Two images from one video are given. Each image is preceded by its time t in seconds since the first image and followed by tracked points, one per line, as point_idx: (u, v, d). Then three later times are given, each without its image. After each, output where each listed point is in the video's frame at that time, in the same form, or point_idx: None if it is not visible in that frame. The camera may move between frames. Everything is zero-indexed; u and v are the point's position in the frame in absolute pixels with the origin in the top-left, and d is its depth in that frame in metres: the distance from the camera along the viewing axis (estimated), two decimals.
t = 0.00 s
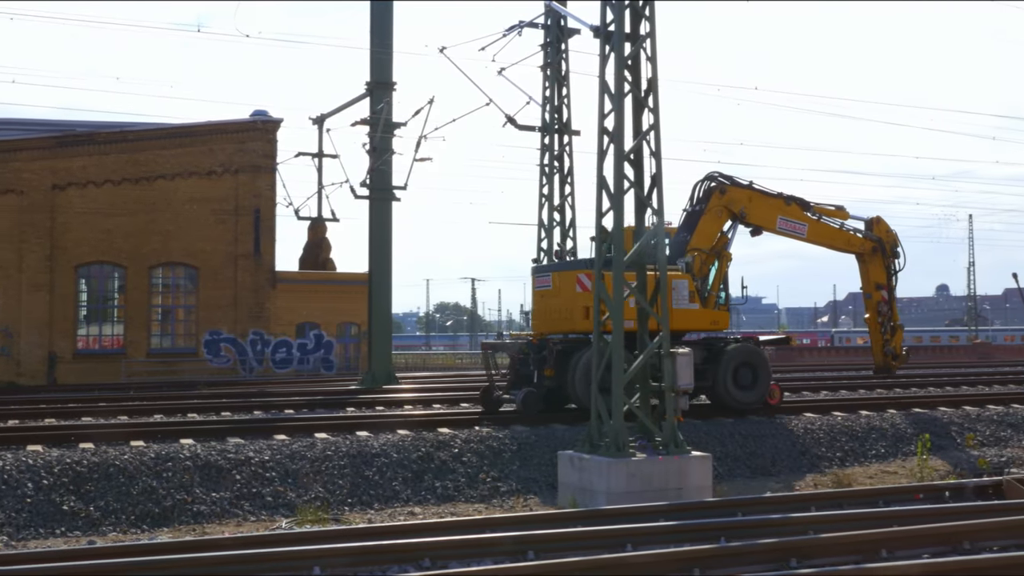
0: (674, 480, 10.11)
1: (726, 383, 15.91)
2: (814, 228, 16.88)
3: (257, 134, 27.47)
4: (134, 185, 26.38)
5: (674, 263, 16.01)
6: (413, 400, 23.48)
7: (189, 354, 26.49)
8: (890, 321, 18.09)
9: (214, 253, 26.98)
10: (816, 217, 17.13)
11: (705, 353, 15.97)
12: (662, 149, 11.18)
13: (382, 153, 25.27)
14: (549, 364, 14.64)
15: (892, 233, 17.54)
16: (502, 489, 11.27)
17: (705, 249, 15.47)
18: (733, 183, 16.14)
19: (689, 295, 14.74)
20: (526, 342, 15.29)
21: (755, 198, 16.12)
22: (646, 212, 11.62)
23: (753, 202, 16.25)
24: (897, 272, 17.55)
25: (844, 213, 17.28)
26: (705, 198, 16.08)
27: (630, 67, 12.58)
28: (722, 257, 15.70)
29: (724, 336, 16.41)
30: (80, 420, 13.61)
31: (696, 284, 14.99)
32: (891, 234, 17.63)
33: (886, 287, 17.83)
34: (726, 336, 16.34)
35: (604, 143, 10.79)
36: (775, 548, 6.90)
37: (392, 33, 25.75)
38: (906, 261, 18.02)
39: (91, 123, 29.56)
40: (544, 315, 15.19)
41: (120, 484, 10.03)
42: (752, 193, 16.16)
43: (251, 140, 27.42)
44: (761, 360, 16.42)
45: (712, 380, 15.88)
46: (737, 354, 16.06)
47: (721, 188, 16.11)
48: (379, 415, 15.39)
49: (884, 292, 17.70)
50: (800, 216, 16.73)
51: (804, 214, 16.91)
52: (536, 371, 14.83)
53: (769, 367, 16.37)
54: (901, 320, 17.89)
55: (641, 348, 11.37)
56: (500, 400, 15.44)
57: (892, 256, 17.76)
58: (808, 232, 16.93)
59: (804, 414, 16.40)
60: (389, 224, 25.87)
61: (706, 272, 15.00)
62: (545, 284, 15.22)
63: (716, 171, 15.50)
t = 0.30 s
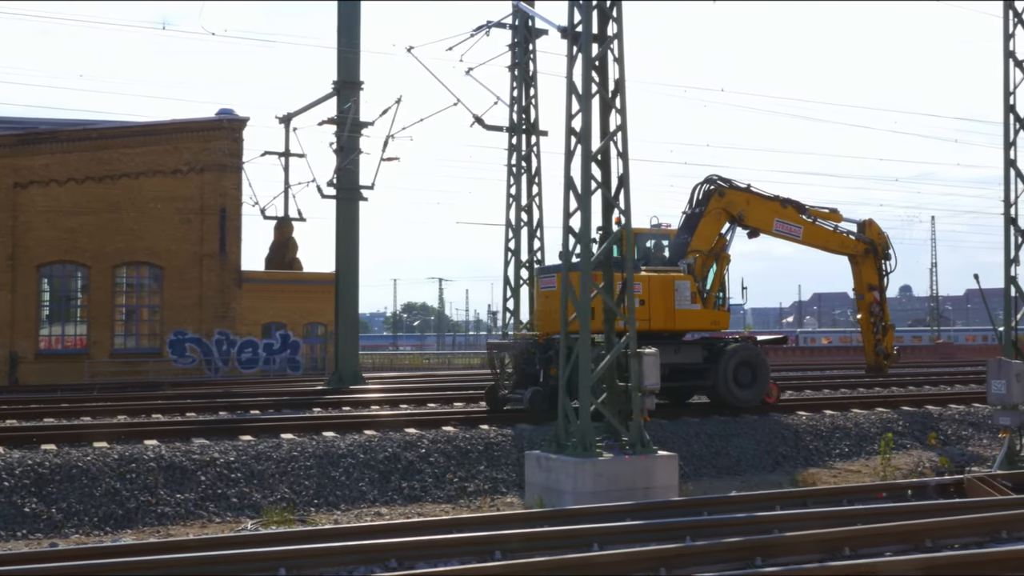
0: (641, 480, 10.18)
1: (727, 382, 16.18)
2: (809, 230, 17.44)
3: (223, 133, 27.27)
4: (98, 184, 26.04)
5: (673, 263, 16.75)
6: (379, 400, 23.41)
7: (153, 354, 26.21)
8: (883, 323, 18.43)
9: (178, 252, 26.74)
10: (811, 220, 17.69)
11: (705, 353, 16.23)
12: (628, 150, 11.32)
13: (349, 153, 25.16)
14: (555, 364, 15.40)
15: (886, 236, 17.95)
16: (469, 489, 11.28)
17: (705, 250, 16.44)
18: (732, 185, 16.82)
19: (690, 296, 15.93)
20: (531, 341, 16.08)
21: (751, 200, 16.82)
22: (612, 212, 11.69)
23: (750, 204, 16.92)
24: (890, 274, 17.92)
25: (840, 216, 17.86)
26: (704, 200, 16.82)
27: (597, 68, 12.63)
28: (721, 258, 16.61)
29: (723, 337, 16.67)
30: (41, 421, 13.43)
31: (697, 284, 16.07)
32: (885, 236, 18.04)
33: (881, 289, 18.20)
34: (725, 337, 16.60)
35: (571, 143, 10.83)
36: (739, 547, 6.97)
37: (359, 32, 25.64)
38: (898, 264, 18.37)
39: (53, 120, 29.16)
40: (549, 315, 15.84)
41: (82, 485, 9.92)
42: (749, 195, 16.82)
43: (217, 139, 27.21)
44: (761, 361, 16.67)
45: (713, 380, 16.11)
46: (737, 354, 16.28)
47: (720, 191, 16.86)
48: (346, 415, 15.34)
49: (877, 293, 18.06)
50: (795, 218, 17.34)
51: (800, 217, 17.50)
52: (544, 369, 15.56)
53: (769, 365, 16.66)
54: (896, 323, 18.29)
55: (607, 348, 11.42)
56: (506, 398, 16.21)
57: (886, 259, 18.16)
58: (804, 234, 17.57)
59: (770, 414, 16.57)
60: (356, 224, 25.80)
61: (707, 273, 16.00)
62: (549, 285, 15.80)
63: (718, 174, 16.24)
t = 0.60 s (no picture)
0: (609, 480, 10.23)
1: (728, 381, 16.88)
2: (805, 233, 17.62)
3: (189, 133, 27.13)
4: (62, 182, 25.52)
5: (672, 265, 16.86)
6: (347, 401, 23.31)
7: (118, 355, 25.88)
8: (873, 322, 18.73)
9: (143, 251, 26.48)
10: (807, 222, 17.86)
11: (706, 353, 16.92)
12: (596, 151, 11.44)
13: (317, 152, 25.04)
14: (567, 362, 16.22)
15: (879, 239, 18.20)
16: (437, 490, 11.27)
17: (704, 252, 16.57)
18: (730, 189, 16.93)
19: (691, 297, 16.19)
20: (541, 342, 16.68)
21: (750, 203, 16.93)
22: (581, 212, 11.79)
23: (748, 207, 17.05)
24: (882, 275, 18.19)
25: (834, 218, 18.05)
26: (703, 203, 16.91)
27: (565, 68, 12.71)
28: (719, 261, 16.74)
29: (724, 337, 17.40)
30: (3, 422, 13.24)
31: (697, 286, 16.26)
32: (877, 238, 18.30)
33: (873, 290, 18.47)
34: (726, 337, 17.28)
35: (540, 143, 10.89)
36: (706, 545, 7.04)
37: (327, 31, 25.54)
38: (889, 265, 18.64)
39: (15, 117, 28.71)
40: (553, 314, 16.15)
41: (46, 487, 9.80)
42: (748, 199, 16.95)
43: (183, 138, 27.06)
44: (760, 360, 17.31)
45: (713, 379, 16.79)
46: (736, 353, 16.94)
47: (719, 195, 16.95)
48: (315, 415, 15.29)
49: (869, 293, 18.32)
50: (791, 221, 17.52)
51: (795, 219, 17.68)
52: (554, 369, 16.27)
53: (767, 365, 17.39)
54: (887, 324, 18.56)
55: (576, 349, 11.50)
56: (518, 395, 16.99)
57: (878, 259, 18.44)
58: (800, 236, 17.74)
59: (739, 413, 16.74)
60: (323, 224, 25.71)
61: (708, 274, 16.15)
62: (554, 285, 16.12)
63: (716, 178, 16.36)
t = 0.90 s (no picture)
0: (577, 480, 10.28)
1: (726, 380, 17.49)
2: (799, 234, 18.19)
3: (153, 131, 26.84)
4: (25, 181, 24.29)
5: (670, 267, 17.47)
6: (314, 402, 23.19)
7: (83, 355, 25.55)
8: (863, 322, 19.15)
9: (108, 251, 26.15)
10: (800, 224, 18.41)
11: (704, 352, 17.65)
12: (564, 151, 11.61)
13: (283, 151, 24.89)
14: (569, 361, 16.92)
15: (868, 241, 18.74)
16: (404, 490, 11.26)
17: (703, 253, 17.19)
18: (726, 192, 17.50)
19: (691, 298, 16.72)
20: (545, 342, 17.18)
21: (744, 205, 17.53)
22: (549, 212, 11.84)
23: (744, 209, 17.63)
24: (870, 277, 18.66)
25: (826, 220, 18.61)
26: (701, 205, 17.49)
27: (532, 69, 12.80)
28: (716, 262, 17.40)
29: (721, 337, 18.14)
30: None
31: (697, 287, 16.87)
32: (867, 240, 18.84)
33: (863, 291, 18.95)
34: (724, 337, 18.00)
35: (508, 143, 10.93)
36: (672, 545, 7.10)
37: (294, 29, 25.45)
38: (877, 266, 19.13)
39: None
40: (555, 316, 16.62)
41: (7, 489, 9.66)
42: (743, 201, 17.53)
43: (147, 136, 26.81)
44: (756, 359, 18.03)
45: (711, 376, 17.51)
46: (734, 352, 17.65)
47: (716, 198, 17.52)
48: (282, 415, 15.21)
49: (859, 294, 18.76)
50: (785, 223, 18.09)
51: (789, 221, 18.24)
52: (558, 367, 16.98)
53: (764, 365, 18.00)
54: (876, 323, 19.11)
55: (543, 349, 11.55)
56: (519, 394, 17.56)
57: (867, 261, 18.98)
58: (793, 238, 18.29)
59: (706, 414, 16.90)
60: (291, 224, 25.58)
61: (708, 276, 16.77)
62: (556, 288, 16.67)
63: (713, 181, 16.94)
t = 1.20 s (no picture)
0: (539, 480, 10.33)
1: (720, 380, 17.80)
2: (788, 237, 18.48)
3: (114, 129, 26.49)
4: None
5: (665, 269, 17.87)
6: (275, 402, 23.04)
7: (40, 355, 25.01)
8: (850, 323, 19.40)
9: (66, 250, 25.79)
10: (789, 227, 18.70)
11: (700, 352, 17.95)
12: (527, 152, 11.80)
13: (246, 150, 24.72)
14: (566, 362, 16.92)
15: (855, 243, 18.97)
16: (366, 491, 11.23)
17: (697, 256, 17.62)
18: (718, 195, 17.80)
19: (687, 298, 17.42)
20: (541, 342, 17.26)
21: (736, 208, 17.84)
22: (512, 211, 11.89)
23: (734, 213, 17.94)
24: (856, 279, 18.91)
25: (814, 223, 18.92)
26: (694, 208, 17.79)
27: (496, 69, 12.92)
28: (709, 263, 17.86)
29: (716, 337, 18.44)
30: None
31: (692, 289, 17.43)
32: (854, 242, 19.07)
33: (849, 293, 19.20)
34: (719, 337, 18.30)
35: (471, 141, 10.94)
36: (633, 544, 7.17)
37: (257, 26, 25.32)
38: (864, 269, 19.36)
39: None
40: (555, 315, 17.34)
41: None
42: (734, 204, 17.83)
43: (107, 134, 26.42)
44: (750, 359, 18.34)
45: (707, 376, 17.81)
46: (728, 352, 17.95)
47: (708, 201, 17.83)
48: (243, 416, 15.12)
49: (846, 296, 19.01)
50: (774, 226, 18.40)
51: (779, 224, 18.54)
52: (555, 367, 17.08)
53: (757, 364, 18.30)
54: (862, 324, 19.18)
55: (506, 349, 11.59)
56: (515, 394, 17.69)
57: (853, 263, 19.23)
58: (783, 240, 18.59)
59: (669, 413, 17.05)
60: (253, 223, 25.44)
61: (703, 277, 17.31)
62: (556, 288, 17.40)
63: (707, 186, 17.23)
